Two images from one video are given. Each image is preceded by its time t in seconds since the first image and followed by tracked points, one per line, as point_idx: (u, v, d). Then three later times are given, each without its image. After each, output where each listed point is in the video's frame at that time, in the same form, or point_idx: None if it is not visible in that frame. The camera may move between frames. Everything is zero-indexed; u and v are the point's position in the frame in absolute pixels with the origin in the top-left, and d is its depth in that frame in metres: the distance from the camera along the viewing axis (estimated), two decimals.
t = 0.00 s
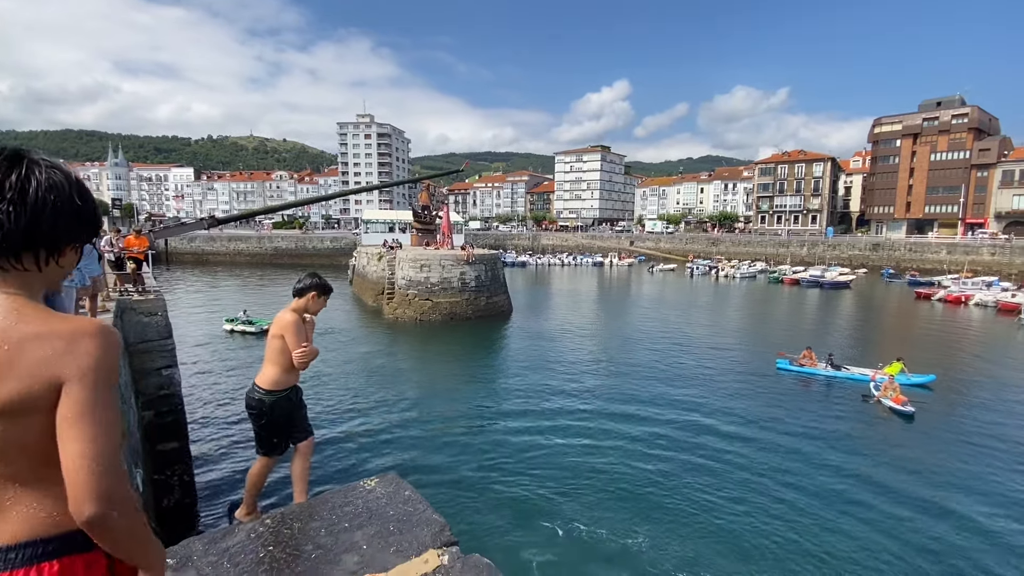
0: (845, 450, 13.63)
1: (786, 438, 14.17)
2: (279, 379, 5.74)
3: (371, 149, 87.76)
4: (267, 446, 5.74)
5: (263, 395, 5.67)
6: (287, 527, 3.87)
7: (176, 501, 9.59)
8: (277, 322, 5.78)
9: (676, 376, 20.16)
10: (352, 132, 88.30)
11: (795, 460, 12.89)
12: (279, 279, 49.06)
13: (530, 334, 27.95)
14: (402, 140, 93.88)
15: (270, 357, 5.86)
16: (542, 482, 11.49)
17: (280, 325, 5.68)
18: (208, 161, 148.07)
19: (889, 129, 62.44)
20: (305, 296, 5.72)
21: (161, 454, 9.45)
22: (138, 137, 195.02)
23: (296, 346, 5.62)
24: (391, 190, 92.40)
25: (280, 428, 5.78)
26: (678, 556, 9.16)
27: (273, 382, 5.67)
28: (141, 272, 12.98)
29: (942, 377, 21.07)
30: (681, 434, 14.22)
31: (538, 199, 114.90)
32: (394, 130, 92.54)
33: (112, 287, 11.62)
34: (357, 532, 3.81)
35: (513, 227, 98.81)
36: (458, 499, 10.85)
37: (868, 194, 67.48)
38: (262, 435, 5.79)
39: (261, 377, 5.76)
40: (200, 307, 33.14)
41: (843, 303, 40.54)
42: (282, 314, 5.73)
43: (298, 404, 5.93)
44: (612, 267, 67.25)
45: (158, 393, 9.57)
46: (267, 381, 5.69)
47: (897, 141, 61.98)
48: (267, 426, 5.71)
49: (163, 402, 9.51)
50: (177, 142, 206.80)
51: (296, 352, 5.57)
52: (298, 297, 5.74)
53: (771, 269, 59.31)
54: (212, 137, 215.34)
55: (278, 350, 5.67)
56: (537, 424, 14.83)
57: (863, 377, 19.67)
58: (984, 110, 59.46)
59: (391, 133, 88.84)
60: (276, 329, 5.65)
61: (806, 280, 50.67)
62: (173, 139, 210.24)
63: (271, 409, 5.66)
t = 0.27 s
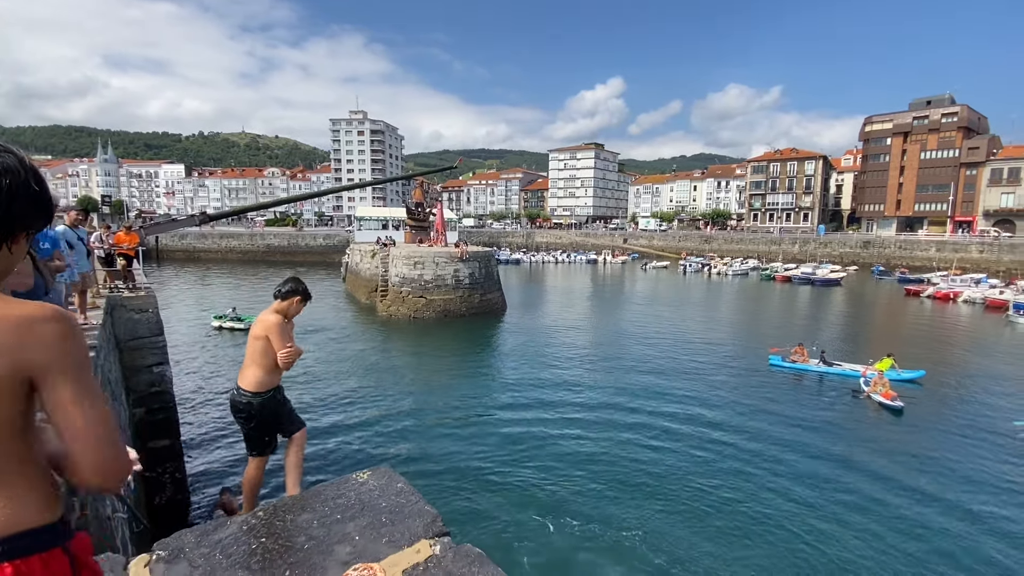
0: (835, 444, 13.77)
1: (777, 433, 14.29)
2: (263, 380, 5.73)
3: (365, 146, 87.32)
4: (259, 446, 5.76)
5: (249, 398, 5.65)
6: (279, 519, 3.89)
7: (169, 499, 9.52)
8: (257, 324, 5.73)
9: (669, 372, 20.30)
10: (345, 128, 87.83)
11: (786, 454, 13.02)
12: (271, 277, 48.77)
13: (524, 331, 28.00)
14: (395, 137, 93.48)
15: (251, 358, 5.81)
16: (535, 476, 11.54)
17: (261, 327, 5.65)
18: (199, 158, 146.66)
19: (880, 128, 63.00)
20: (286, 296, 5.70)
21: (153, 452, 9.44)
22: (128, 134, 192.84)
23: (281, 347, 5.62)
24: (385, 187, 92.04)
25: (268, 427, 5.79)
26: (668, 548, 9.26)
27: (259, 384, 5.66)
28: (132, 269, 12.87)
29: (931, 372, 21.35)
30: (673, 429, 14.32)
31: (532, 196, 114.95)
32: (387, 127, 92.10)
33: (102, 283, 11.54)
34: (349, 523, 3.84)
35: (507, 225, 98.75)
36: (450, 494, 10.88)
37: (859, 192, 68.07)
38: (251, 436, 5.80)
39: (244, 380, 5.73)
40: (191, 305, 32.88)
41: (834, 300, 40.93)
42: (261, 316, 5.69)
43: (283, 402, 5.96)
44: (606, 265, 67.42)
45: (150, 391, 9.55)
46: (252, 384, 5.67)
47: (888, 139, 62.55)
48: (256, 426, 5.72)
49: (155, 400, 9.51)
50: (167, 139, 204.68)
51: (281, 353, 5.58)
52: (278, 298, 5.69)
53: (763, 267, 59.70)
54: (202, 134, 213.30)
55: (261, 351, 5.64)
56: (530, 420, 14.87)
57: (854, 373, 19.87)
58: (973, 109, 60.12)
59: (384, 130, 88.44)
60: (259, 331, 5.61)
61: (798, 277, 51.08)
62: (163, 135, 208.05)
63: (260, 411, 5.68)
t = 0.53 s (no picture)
0: (823, 437, 13.93)
1: (766, 427, 14.46)
2: (246, 393, 5.77)
3: (355, 142, 86.63)
4: (254, 457, 5.83)
5: (238, 413, 5.66)
6: (271, 514, 3.90)
7: (157, 498, 9.39)
8: (233, 341, 5.70)
9: (660, 367, 20.45)
10: (335, 125, 87.13)
11: (774, 447, 13.18)
12: (260, 274, 48.32)
13: (515, 328, 28.04)
14: (385, 133, 92.80)
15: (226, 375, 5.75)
16: (527, 471, 11.58)
17: (240, 342, 5.65)
18: (186, 153, 144.66)
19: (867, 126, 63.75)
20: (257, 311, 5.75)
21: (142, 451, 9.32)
22: (112, 129, 189.58)
23: (264, 358, 5.76)
24: (375, 184, 91.44)
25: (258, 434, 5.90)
26: (658, 541, 9.36)
27: (247, 398, 5.70)
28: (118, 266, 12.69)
29: (916, 367, 21.69)
30: (664, 424, 14.43)
31: (524, 193, 114.94)
32: (378, 123, 91.50)
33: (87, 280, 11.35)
34: (342, 517, 3.86)
35: (498, 222, 98.64)
36: (442, 488, 10.89)
37: (846, 189, 68.86)
38: (239, 449, 5.82)
39: (226, 396, 5.68)
40: (179, 303, 32.48)
41: (822, 296, 41.41)
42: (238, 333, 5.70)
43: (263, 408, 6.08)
44: (597, 262, 67.62)
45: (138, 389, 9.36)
46: (238, 399, 5.67)
47: (875, 138, 63.31)
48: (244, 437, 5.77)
49: (143, 398, 9.32)
50: (153, 134, 201.60)
51: (266, 364, 5.74)
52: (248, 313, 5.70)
53: (752, 264, 60.24)
54: (189, 129, 210.39)
55: (242, 366, 5.65)
56: (522, 415, 14.92)
57: (842, 368, 20.13)
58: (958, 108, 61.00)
59: (374, 126, 87.83)
60: (239, 347, 5.60)
61: (786, 274, 51.60)
62: (149, 131, 204.92)
63: (252, 419, 5.77)
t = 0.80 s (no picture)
0: (809, 431, 14.13)
1: (753, 421, 14.64)
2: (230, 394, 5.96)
3: (343, 138, 85.88)
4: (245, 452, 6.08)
5: (230, 412, 5.88)
6: (260, 512, 3.89)
7: (144, 498, 9.25)
8: (213, 346, 5.82)
9: (649, 362, 20.61)
10: (323, 120, 86.26)
11: (761, 440, 13.36)
12: (247, 272, 47.78)
13: (505, 325, 28.07)
14: (373, 129, 92.14)
15: (205, 381, 5.84)
16: (517, 466, 11.62)
17: (224, 348, 5.83)
18: (170, 149, 142.40)
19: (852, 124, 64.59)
20: (230, 315, 5.94)
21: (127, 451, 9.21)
22: (94, 124, 185.79)
23: (246, 359, 6.02)
24: (363, 180, 90.74)
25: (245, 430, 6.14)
26: (647, 533, 9.46)
27: (235, 398, 5.93)
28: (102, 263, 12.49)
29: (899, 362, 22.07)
30: (653, 419, 14.54)
31: (514, 190, 114.86)
32: (366, 119, 90.75)
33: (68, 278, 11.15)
34: (331, 514, 3.87)
35: (488, 218, 98.45)
36: (433, 484, 10.90)
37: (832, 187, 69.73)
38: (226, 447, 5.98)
39: (213, 399, 5.83)
40: (164, 300, 32.02)
41: (808, 292, 41.94)
42: (220, 338, 5.85)
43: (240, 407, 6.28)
44: (586, 259, 67.81)
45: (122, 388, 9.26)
46: (228, 400, 5.88)
47: (860, 135, 64.16)
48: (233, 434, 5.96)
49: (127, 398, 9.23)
50: (136, 129, 198.02)
51: (250, 364, 6.02)
52: (224, 318, 5.86)
53: (739, 260, 60.84)
54: (173, 125, 206.96)
55: (228, 369, 5.84)
56: (512, 411, 14.96)
57: (827, 364, 20.43)
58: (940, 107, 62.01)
59: (362, 122, 87.10)
60: (226, 351, 5.80)
61: (773, 271, 52.18)
62: (132, 126, 201.31)
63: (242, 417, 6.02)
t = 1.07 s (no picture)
0: (795, 423, 14.31)
1: (739, 414, 14.81)
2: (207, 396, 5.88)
3: (330, 133, 85.05)
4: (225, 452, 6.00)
5: (210, 414, 5.82)
6: (245, 509, 3.88)
7: (127, 498, 9.17)
8: (191, 350, 5.82)
9: (637, 357, 20.76)
10: (310, 115, 85.38)
11: (748, 433, 13.52)
12: (233, 269, 47.25)
13: (494, 321, 28.09)
14: (361, 125, 91.41)
15: (182, 386, 5.78)
16: (506, 462, 11.64)
17: (202, 350, 5.86)
18: (154, 144, 140.06)
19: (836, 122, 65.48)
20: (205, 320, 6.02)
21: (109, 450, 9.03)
22: (74, 119, 182.01)
23: (224, 362, 6.04)
24: (351, 176, 90.00)
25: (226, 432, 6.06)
26: (634, 526, 9.51)
27: (214, 399, 5.88)
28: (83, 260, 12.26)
29: (883, 356, 22.45)
30: (642, 414, 14.63)
31: (503, 186, 114.80)
32: (353, 114, 89.98)
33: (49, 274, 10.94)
34: (316, 511, 3.85)
35: (477, 215, 98.30)
36: (421, 481, 10.85)
37: (817, 184, 70.61)
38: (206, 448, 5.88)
39: (193, 402, 5.76)
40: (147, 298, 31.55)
41: (793, 288, 42.51)
42: (197, 341, 5.88)
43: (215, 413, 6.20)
44: (575, 255, 68.07)
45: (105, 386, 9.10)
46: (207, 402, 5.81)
47: (844, 133, 65.06)
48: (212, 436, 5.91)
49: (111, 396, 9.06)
50: (118, 124, 194.44)
51: (227, 365, 6.05)
52: (199, 321, 5.92)
53: (726, 256, 61.43)
54: (156, 119, 203.58)
55: (207, 371, 5.83)
56: (501, 406, 14.97)
57: (812, 358, 20.72)
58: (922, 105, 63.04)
59: (350, 118, 86.31)
60: (205, 353, 5.84)
61: (759, 267, 52.77)
62: (114, 121, 197.63)
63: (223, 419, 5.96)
